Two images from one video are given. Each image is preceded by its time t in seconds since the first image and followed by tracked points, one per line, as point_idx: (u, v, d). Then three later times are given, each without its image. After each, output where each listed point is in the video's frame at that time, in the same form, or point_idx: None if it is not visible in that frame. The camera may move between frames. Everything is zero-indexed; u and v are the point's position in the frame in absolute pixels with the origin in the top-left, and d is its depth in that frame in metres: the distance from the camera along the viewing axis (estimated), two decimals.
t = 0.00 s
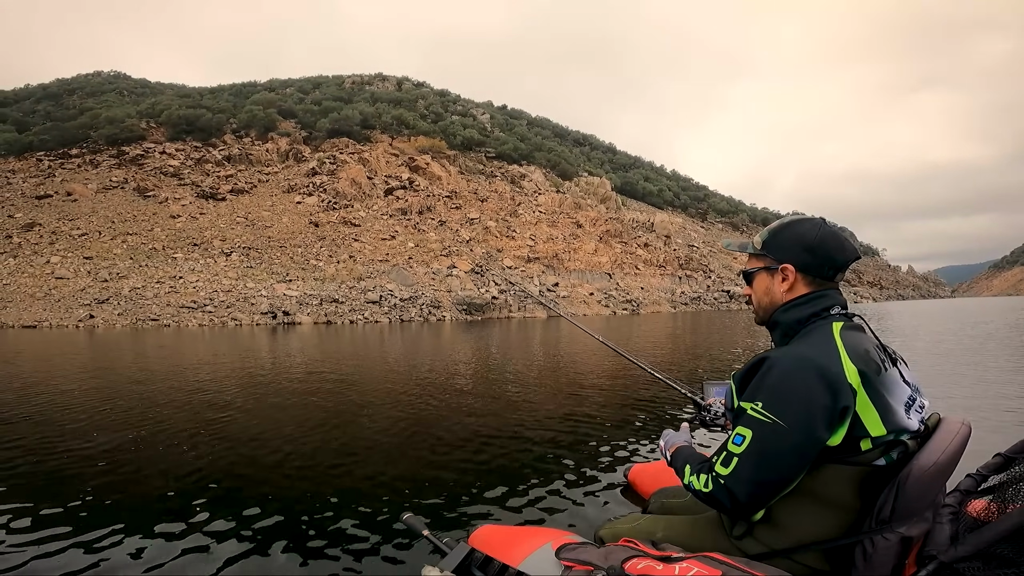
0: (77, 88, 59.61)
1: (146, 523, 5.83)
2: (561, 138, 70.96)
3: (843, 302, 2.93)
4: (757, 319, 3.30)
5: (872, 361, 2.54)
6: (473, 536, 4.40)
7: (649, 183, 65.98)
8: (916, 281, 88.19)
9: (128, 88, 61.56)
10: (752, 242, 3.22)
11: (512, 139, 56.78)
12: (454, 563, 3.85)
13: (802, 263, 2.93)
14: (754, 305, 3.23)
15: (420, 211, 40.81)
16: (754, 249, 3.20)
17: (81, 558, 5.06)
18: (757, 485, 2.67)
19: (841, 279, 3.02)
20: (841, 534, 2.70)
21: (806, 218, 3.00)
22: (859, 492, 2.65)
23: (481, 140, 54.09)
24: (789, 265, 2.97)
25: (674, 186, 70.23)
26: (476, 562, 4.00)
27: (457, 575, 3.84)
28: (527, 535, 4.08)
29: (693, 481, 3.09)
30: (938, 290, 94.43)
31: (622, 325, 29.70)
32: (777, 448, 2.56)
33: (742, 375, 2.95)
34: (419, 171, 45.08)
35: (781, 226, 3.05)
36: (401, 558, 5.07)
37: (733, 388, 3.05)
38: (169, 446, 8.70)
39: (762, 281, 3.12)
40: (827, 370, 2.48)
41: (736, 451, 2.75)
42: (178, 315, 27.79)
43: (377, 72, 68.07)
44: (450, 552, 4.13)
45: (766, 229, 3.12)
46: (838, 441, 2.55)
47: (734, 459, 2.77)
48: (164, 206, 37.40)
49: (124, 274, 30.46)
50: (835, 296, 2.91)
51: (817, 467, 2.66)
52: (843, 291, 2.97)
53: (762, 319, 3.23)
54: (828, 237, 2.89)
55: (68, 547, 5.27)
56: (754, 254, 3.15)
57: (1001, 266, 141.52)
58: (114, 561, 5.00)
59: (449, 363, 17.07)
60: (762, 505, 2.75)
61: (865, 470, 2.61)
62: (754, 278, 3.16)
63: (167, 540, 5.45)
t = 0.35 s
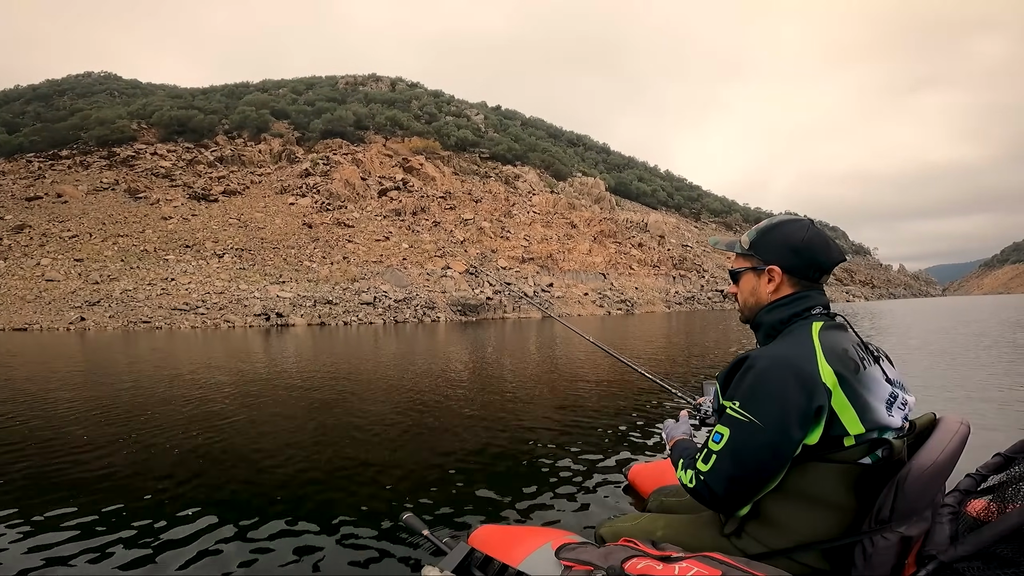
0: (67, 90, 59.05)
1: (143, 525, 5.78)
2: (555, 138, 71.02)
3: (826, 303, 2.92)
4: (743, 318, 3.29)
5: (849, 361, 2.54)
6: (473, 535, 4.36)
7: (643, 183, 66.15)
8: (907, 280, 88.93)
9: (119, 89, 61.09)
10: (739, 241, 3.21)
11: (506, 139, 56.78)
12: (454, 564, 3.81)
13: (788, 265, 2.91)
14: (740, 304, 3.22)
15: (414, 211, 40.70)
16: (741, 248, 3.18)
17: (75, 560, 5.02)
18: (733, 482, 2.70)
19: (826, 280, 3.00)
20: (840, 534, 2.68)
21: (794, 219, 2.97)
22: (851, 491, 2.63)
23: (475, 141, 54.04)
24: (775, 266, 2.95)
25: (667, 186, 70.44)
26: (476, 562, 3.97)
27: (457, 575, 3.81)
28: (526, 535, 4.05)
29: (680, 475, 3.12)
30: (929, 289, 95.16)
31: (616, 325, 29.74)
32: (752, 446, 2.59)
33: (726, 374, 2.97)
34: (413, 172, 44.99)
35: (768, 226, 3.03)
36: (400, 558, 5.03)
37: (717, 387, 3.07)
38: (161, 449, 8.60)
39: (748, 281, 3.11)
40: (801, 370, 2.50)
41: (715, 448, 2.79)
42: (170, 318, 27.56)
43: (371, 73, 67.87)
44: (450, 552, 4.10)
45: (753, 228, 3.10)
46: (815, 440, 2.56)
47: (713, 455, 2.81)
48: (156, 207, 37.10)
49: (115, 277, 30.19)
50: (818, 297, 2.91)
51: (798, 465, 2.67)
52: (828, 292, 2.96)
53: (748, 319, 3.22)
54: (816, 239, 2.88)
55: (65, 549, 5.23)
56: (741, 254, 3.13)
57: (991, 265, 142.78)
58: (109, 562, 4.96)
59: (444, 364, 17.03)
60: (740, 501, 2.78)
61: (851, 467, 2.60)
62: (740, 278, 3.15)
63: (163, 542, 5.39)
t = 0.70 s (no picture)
0: (56, 85, 58.26)
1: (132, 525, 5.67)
2: (549, 138, 71.00)
3: (815, 304, 2.89)
4: (733, 319, 3.26)
5: (837, 360, 2.52)
6: (472, 535, 4.32)
7: (636, 183, 66.32)
8: (895, 282, 89.90)
9: (109, 85, 60.38)
10: (732, 241, 3.16)
11: (500, 139, 56.67)
12: (453, 564, 3.76)
13: (778, 266, 2.89)
14: (730, 305, 3.19)
15: (407, 210, 40.52)
16: (733, 248, 3.14)
17: (58, 562, 4.89)
18: (727, 482, 2.67)
19: (815, 281, 2.98)
20: (838, 535, 2.66)
21: (785, 221, 2.94)
22: (847, 490, 2.61)
23: (469, 140, 53.91)
24: (766, 268, 2.92)
25: (660, 187, 70.65)
26: (476, 562, 3.91)
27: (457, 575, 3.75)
28: (527, 535, 4.00)
29: (675, 476, 3.08)
30: (916, 291, 96.28)
31: (609, 325, 29.75)
32: (744, 446, 2.56)
33: (717, 375, 2.94)
34: (407, 170, 44.80)
35: (760, 227, 3.00)
36: (393, 558, 4.95)
37: (709, 388, 3.04)
38: (149, 448, 8.46)
39: (739, 282, 3.08)
40: (789, 370, 2.48)
41: (709, 449, 2.75)
42: (158, 315, 27.22)
43: (365, 71, 67.52)
44: (449, 551, 4.05)
45: (745, 229, 3.07)
46: (806, 439, 2.53)
47: (707, 456, 2.78)
48: (145, 204, 36.67)
49: (103, 273, 29.81)
50: (806, 298, 2.88)
51: (793, 463, 2.64)
52: (816, 293, 2.93)
53: (737, 320, 3.19)
54: (806, 241, 2.85)
55: (47, 549, 5.11)
56: (732, 254, 3.09)
57: (979, 268, 144.57)
58: (91, 564, 4.84)
59: (437, 363, 16.95)
60: (735, 501, 2.74)
61: (843, 465, 2.58)
62: (731, 280, 3.12)
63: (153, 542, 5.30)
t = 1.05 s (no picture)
0: (52, 79, 57.80)
1: (118, 523, 5.57)
2: (546, 138, 70.97)
3: (810, 303, 2.86)
4: (728, 318, 3.23)
5: (831, 357, 2.49)
6: (472, 535, 4.27)
7: (632, 184, 66.39)
8: (889, 285, 90.43)
9: (105, 79, 59.90)
10: (728, 240, 3.14)
11: (497, 138, 56.58)
12: (453, 563, 3.72)
13: (773, 266, 2.86)
14: (725, 304, 3.16)
15: (403, 208, 40.39)
16: (729, 248, 3.12)
17: (40, 559, 4.79)
18: (723, 479, 2.64)
19: (810, 282, 2.95)
20: (837, 534, 2.63)
21: (781, 220, 2.91)
22: (844, 487, 2.59)
23: (466, 138, 53.80)
24: (761, 266, 2.90)
25: (657, 188, 70.72)
26: (476, 562, 3.88)
27: None
28: (528, 535, 3.96)
29: (672, 474, 3.05)
30: (909, 294, 96.96)
31: (604, 325, 29.75)
32: (741, 442, 2.52)
33: (713, 372, 2.90)
34: (403, 168, 44.64)
35: (755, 227, 2.98)
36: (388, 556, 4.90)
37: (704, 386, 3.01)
38: (140, 444, 8.37)
39: (734, 280, 3.05)
40: (783, 366, 2.45)
41: (705, 446, 2.72)
42: (151, 311, 27.03)
43: (362, 68, 67.30)
44: (449, 551, 4.00)
45: (741, 229, 3.05)
46: (800, 435, 2.51)
47: (703, 453, 2.75)
48: (139, 199, 36.41)
49: (95, 268, 29.56)
50: (801, 297, 2.85)
51: (789, 461, 2.62)
52: (811, 294, 2.90)
53: (733, 319, 3.16)
54: (801, 242, 2.82)
55: (30, 547, 5.00)
56: (728, 253, 3.07)
57: (971, 272, 145.62)
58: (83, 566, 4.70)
59: (431, 362, 16.89)
60: (730, 499, 2.71)
61: (839, 462, 2.55)
62: (726, 279, 3.10)
63: (137, 540, 5.19)
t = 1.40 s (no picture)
0: (48, 74, 57.34)
1: (115, 519, 5.54)
2: (545, 134, 70.76)
3: (806, 302, 2.83)
4: (727, 316, 3.18)
5: (827, 356, 2.47)
6: (473, 535, 4.24)
7: (630, 180, 66.31)
8: (884, 282, 90.76)
9: (101, 73, 59.49)
10: (727, 238, 3.10)
11: (496, 133, 56.37)
12: (454, 563, 3.70)
13: (772, 264, 2.82)
14: (723, 302, 3.12)
15: (400, 203, 40.25)
16: (728, 246, 3.08)
17: (32, 556, 4.75)
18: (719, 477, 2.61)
19: (808, 281, 2.92)
20: (835, 534, 2.61)
21: (781, 219, 2.87)
22: (841, 486, 2.57)
23: (464, 134, 53.60)
24: (760, 265, 2.86)
25: (655, 184, 70.69)
26: (476, 562, 3.85)
27: None
28: (528, 535, 3.94)
29: (669, 471, 3.01)
30: (904, 291, 97.34)
31: (601, 321, 29.72)
32: (735, 440, 2.50)
33: (709, 369, 2.87)
34: (401, 163, 44.44)
35: (755, 225, 2.93)
36: (384, 556, 4.86)
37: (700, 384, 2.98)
38: (135, 440, 8.31)
39: (733, 279, 3.01)
40: (779, 364, 2.42)
41: (701, 443, 2.69)
42: (146, 306, 26.92)
43: (361, 63, 66.94)
44: (449, 551, 3.98)
45: (741, 227, 3.00)
46: (796, 433, 2.48)
47: (699, 450, 2.71)
48: (135, 193, 36.19)
49: (90, 263, 29.41)
50: (799, 297, 2.82)
51: (785, 460, 2.60)
52: (808, 293, 2.88)
53: (730, 316, 3.12)
54: (801, 241, 2.79)
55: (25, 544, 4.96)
56: (728, 252, 3.03)
57: (966, 270, 146.09)
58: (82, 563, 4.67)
59: (428, 357, 16.87)
60: (726, 497, 2.68)
61: (835, 461, 2.53)
62: (725, 277, 3.05)
63: (130, 540, 5.11)
